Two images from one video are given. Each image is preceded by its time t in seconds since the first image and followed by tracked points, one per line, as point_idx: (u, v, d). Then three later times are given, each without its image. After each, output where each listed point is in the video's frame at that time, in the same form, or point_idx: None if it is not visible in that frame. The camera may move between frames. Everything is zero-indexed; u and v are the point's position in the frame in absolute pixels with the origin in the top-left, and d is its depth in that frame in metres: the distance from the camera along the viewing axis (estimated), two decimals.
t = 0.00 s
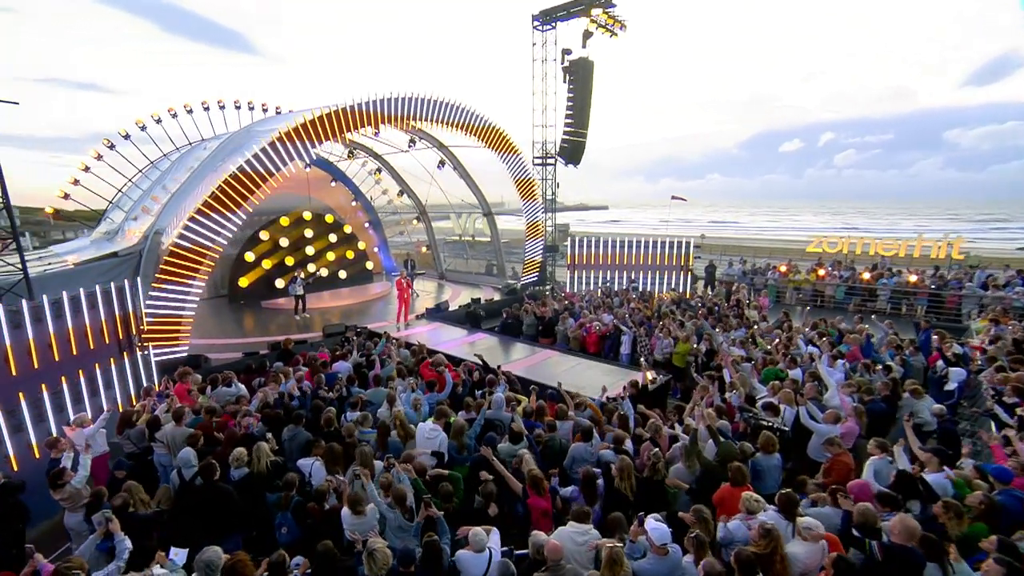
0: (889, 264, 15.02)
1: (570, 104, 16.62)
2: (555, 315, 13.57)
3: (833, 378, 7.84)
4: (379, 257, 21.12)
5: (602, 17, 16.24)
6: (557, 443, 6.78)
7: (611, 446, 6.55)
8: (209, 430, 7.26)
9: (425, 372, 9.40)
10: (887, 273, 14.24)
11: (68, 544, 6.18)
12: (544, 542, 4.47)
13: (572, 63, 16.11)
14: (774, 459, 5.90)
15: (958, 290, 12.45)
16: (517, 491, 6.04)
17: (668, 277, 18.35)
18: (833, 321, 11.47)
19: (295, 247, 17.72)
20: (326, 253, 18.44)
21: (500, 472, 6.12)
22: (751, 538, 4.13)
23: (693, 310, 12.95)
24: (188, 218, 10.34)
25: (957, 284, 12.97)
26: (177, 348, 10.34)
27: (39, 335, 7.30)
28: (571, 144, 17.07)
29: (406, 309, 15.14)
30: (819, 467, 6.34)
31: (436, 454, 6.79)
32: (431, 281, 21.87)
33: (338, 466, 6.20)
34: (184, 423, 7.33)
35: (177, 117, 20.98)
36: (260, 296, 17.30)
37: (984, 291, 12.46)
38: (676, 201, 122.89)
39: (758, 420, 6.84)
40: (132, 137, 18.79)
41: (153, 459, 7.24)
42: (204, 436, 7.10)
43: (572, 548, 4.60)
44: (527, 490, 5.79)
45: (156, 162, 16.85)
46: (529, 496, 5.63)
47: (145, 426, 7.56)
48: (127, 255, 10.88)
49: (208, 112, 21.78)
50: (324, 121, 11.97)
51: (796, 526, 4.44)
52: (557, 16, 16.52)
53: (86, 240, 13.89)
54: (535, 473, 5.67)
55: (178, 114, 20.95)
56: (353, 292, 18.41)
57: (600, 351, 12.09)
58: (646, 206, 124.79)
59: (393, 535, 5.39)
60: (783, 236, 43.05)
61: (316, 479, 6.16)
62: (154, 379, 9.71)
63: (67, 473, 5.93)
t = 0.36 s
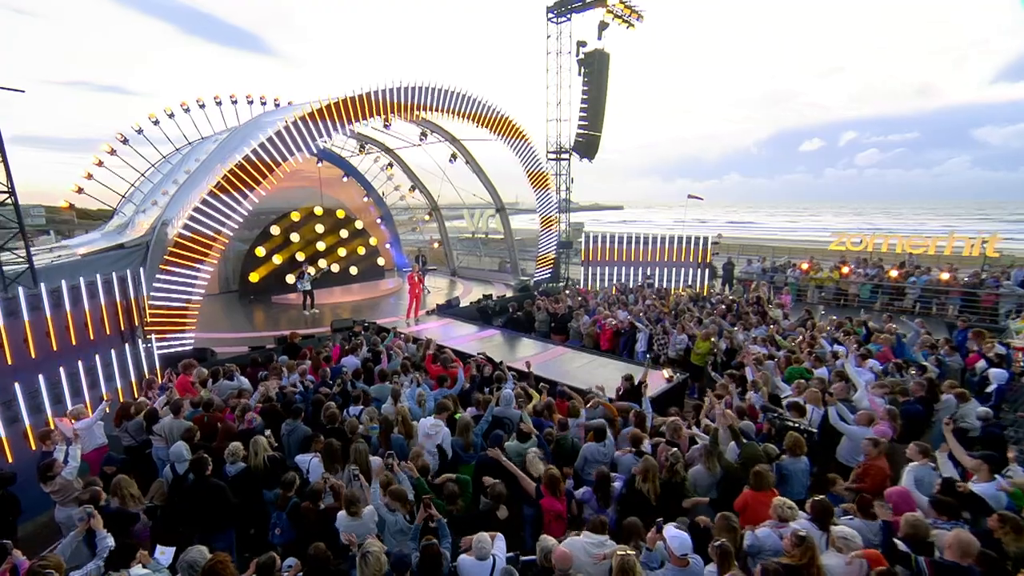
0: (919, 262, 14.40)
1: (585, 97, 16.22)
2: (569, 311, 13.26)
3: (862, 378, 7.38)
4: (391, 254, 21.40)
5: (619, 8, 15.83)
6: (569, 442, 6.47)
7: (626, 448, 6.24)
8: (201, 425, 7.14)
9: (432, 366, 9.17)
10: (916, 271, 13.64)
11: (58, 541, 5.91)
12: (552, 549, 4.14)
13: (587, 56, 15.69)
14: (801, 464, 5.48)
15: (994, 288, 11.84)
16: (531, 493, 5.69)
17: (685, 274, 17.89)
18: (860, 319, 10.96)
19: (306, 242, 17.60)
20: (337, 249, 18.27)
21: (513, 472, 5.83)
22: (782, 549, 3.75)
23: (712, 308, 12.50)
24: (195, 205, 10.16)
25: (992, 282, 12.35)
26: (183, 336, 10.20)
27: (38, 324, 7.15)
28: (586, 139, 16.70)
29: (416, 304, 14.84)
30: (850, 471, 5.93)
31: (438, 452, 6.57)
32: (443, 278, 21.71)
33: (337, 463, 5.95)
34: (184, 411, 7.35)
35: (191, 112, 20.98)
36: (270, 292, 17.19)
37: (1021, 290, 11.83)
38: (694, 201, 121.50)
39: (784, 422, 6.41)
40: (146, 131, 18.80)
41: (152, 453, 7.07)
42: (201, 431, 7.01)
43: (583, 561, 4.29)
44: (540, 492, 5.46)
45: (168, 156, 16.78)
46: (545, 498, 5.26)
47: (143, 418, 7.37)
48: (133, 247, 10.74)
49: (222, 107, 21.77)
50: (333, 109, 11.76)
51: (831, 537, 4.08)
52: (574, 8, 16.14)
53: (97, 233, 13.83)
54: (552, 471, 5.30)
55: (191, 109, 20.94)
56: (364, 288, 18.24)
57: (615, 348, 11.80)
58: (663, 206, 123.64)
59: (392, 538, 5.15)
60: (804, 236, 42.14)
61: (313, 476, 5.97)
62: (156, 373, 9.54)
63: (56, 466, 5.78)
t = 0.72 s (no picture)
0: (948, 260, 13.85)
1: (600, 91, 15.78)
2: (583, 308, 12.99)
3: (894, 379, 6.96)
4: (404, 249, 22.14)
5: None
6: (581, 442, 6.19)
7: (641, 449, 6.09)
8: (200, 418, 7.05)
9: (437, 361, 9.03)
10: (947, 269, 13.04)
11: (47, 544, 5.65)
12: (565, 558, 3.81)
13: (601, 48, 15.18)
14: (834, 469, 5.07)
15: None
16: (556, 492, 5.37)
17: (702, 273, 17.43)
18: (889, 317, 10.45)
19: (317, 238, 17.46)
20: (348, 244, 18.07)
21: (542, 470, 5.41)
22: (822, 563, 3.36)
23: (732, 306, 12.10)
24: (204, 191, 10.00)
25: None
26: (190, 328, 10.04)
27: (38, 315, 7.07)
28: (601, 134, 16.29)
29: (425, 301, 14.51)
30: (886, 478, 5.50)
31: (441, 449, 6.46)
32: (455, 275, 21.52)
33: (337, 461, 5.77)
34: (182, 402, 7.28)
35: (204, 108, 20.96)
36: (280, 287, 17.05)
37: None
38: (710, 201, 120.26)
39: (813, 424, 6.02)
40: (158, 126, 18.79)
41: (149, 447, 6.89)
42: (199, 425, 6.91)
43: (598, 572, 3.95)
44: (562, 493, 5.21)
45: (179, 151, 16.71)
46: (568, 499, 5.06)
47: (140, 411, 7.18)
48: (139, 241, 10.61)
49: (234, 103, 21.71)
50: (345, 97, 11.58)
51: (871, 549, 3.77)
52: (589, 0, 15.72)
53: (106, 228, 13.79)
54: (580, 473, 4.97)
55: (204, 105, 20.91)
56: (375, 284, 18.05)
57: (629, 346, 11.58)
58: (679, 206, 122.61)
59: (395, 539, 4.98)
60: (824, 236, 41.22)
61: (309, 475, 5.84)
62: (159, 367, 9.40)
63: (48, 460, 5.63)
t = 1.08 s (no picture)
0: (978, 257, 13.28)
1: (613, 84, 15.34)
2: (595, 304, 12.65)
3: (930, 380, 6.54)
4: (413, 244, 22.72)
5: None
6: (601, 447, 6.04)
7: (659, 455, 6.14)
8: (199, 414, 6.76)
9: (441, 357, 8.84)
10: (978, 266, 12.47)
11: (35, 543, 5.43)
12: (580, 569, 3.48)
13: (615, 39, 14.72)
14: (869, 475, 4.74)
15: None
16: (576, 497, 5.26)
17: (719, 271, 16.97)
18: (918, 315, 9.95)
19: (324, 233, 17.27)
20: (356, 239, 17.83)
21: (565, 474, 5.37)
22: None
23: (749, 303, 11.68)
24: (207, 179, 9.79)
25: None
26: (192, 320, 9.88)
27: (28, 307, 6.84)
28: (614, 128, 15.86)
29: (433, 297, 14.19)
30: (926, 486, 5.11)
31: (447, 447, 6.22)
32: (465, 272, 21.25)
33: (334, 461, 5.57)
34: (177, 397, 7.03)
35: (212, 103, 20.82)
36: (288, 283, 16.87)
37: None
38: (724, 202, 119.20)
39: (844, 426, 5.66)
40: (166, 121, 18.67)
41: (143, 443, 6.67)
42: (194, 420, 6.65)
43: None
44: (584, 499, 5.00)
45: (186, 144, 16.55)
46: (587, 505, 4.81)
47: (135, 406, 6.97)
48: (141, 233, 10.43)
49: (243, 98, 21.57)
50: (353, 85, 11.33)
51: (924, 566, 3.53)
52: None
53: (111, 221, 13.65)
54: (604, 479, 4.70)
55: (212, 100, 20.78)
56: (384, 281, 17.81)
57: (642, 344, 11.34)
58: (692, 207, 121.59)
59: (393, 547, 4.72)
60: (842, 236, 40.34)
61: (305, 474, 5.75)
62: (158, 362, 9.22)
63: (35, 457, 5.38)
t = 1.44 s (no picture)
0: (1012, 255, 12.66)
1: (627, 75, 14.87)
2: (607, 301, 12.26)
3: (972, 381, 6.09)
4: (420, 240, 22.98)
5: None
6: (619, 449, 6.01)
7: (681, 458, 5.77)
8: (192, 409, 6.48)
9: (448, 354, 8.57)
10: (1012, 264, 11.88)
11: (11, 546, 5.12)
12: None
13: (629, 29, 14.22)
14: (916, 485, 4.33)
15: None
16: (587, 506, 4.79)
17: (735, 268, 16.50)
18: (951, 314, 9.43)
19: (331, 229, 17.06)
20: (363, 236, 17.68)
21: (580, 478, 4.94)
22: None
23: (769, 300, 11.23)
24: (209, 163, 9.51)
25: None
26: (190, 312, 9.70)
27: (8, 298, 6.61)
28: (628, 122, 15.45)
29: (441, 293, 13.87)
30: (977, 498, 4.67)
31: (453, 447, 5.97)
32: (475, 269, 20.97)
33: (328, 462, 5.26)
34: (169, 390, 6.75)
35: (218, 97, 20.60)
36: (293, 278, 16.66)
37: None
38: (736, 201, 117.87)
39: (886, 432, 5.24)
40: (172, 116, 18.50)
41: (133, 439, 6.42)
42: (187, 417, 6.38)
43: None
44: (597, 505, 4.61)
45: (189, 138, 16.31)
46: (601, 513, 4.41)
47: (125, 402, 6.72)
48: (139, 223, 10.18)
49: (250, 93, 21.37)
50: (360, 73, 11.06)
51: None
52: None
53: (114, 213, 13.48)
54: (618, 485, 4.28)
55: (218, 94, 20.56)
56: (391, 277, 17.56)
57: (656, 342, 11.00)
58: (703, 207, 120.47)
59: (387, 554, 4.40)
60: (860, 236, 39.54)
61: (297, 475, 5.47)
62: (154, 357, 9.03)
63: (14, 455, 5.06)
